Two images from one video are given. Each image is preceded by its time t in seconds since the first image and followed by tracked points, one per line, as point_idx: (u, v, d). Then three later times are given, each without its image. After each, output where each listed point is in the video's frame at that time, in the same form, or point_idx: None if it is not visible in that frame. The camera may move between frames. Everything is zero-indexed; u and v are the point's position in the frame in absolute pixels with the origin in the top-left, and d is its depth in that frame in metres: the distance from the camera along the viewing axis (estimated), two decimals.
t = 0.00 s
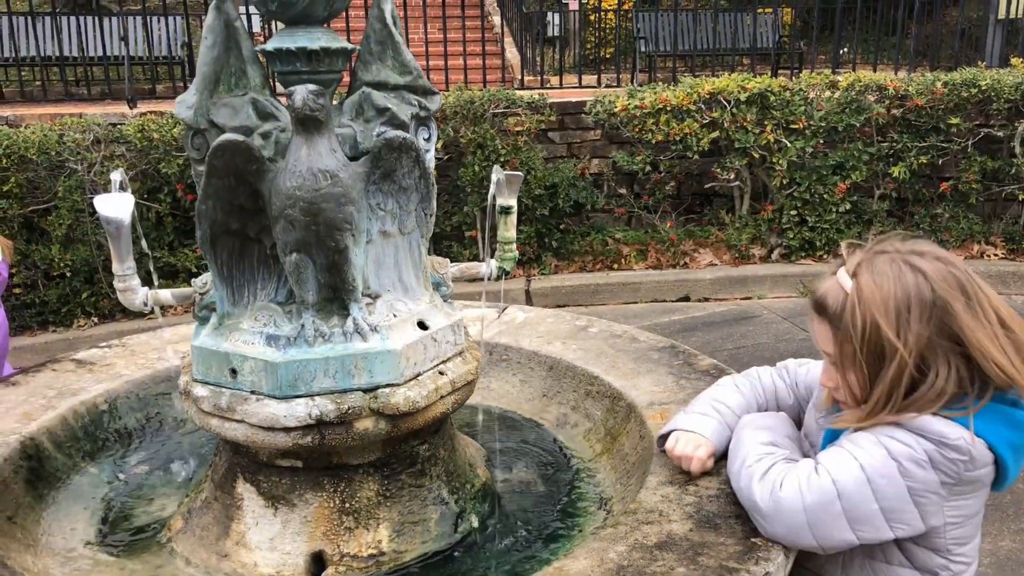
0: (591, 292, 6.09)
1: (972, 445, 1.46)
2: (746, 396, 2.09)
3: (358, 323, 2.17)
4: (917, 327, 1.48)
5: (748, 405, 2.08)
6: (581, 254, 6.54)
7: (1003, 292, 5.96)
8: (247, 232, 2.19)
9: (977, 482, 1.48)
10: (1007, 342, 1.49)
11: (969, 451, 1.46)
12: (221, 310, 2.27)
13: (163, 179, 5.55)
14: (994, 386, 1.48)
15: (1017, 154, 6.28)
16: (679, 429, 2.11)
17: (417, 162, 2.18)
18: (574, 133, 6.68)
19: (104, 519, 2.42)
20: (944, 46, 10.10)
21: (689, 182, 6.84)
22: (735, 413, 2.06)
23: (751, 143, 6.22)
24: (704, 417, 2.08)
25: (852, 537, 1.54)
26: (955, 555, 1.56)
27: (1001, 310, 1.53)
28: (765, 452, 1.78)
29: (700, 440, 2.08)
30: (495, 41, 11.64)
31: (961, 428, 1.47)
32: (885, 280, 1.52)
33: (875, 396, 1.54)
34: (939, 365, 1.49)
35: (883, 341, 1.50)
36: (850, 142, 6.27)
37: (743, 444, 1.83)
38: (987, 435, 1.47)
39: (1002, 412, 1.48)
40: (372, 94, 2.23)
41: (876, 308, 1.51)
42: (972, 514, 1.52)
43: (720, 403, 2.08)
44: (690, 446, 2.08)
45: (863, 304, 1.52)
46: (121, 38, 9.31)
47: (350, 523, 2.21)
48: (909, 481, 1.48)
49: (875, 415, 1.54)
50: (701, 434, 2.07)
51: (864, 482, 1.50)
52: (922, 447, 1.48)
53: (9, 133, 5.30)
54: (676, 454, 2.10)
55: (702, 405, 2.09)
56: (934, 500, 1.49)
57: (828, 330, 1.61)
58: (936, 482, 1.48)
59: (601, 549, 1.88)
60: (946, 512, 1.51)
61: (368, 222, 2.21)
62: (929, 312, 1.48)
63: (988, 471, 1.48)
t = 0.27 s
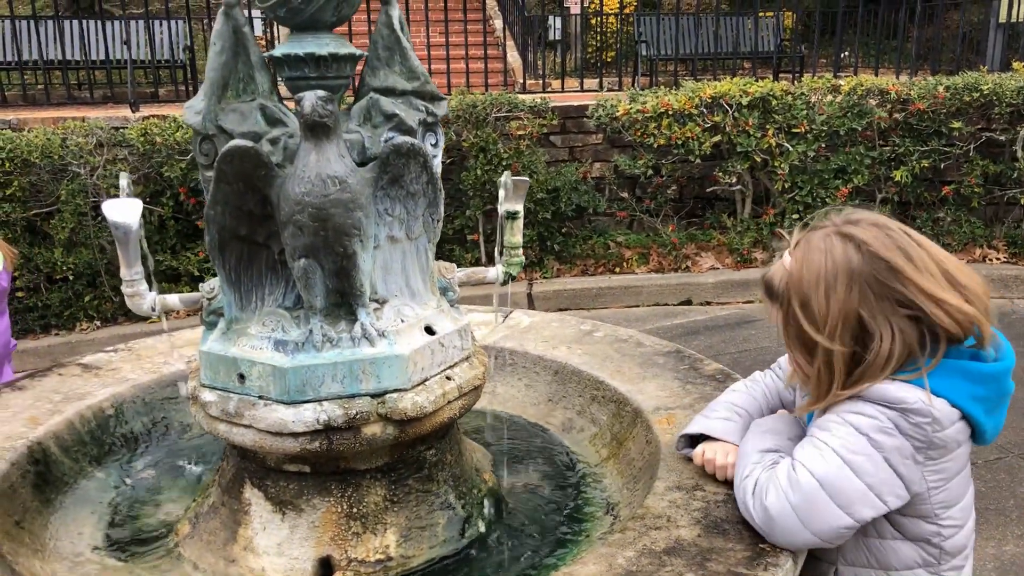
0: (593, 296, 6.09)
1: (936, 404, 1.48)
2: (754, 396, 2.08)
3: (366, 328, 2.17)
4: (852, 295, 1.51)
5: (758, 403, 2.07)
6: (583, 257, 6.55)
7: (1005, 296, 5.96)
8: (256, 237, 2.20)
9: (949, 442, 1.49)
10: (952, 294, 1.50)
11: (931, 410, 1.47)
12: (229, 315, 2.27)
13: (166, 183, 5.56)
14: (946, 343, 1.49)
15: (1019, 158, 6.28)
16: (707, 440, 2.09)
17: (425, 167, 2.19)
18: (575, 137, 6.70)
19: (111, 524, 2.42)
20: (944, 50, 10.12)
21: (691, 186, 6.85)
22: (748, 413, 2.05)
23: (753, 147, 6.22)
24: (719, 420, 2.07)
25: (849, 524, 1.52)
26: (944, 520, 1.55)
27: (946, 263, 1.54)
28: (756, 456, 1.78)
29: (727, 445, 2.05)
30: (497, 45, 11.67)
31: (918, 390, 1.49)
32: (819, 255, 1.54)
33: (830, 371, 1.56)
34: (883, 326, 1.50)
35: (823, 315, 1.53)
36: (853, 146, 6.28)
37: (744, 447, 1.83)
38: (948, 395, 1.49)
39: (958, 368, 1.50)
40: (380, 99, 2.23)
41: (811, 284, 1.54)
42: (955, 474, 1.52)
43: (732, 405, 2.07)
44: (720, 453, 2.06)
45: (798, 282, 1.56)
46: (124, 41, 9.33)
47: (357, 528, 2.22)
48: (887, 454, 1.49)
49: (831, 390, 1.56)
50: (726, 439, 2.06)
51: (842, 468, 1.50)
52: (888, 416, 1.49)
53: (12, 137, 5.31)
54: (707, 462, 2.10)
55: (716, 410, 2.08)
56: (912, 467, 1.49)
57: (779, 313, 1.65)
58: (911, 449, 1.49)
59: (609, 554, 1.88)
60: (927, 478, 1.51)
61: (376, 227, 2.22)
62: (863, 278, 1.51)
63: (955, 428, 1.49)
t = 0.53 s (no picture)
0: (596, 300, 6.08)
1: (916, 387, 1.52)
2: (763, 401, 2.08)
3: (376, 334, 2.17)
4: (813, 291, 1.57)
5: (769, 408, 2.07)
6: (585, 261, 6.55)
7: (1008, 300, 5.94)
8: (266, 243, 2.20)
9: (933, 421, 1.52)
10: (909, 271, 1.56)
11: (909, 391, 1.51)
12: (238, 321, 2.28)
13: (169, 187, 5.56)
14: (911, 321, 1.54)
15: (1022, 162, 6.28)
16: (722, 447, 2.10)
17: (435, 174, 2.19)
18: (578, 140, 6.70)
19: (119, 530, 2.42)
20: (945, 54, 10.13)
21: (694, 190, 6.85)
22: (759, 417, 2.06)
23: (756, 151, 6.22)
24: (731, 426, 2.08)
25: (857, 521, 1.52)
26: (945, 504, 1.57)
27: (901, 244, 1.60)
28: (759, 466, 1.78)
29: (740, 450, 2.06)
30: (498, 49, 11.69)
31: (892, 371, 1.53)
32: (775, 256, 1.61)
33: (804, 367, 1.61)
34: (848, 315, 1.55)
35: (788, 313, 1.59)
36: (855, 150, 6.28)
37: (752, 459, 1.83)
38: (923, 373, 1.53)
39: (929, 346, 1.54)
40: (390, 106, 2.24)
41: (772, 285, 1.61)
42: (948, 455, 1.55)
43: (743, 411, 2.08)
44: (734, 459, 2.07)
45: (761, 285, 1.62)
46: (126, 45, 9.34)
47: (366, 535, 2.22)
48: (878, 444, 1.51)
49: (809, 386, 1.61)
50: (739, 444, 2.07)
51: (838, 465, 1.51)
52: (869, 406, 1.53)
53: (15, 141, 5.32)
54: (723, 470, 2.10)
55: (727, 416, 2.09)
56: (903, 453, 1.52)
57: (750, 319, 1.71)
58: (899, 435, 1.52)
59: (620, 561, 1.88)
60: (920, 462, 1.53)
61: (385, 233, 2.23)
62: (822, 272, 1.57)
63: (937, 407, 1.53)
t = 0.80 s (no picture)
0: (599, 305, 6.09)
1: (848, 378, 1.49)
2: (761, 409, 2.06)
3: (386, 344, 2.18)
4: (724, 312, 1.53)
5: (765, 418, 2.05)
6: (588, 266, 6.55)
7: (1011, 306, 5.93)
8: (276, 253, 2.21)
9: (880, 401, 1.48)
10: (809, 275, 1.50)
11: (842, 380, 1.49)
12: (249, 330, 2.28)
13: (172, 192, 5.57)
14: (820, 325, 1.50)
15: None
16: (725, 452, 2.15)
17: (445, 184, 2.20)
18: (581, 146, 6.73)
19: (129, 538, 2.43)
20: (947, 59, 10.15)
21: (696, 195, 6.86)
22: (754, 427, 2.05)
23: (759, 156, 6.22)
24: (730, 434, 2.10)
25: (855, 529, 1.46)
26: (927, 478, 1.50)
27: (808, 244, 1.56)
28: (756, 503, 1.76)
29: (738, 458, 2.10)
30: (501, 55, 11.71)
31: (819, 364, 1.51)
32: (680, 277, 1.57)
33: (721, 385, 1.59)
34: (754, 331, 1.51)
35: (703, 336, 1.55)
36: (858, 155, 6.28)
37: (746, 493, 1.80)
38: (850, 359, 1.51)
39: (847, 329, 1.52)
40: (400, 116, 2.24)
41: (680, 308, 1.56)
42: (910, 428, 1.49)
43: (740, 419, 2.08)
44: (733, 465, 2.12)
45: (670, 308, 1.58)
46: (130, 50, 9.37)
47: (376, 544, 2.21)
48: (840, 441, 1.46)
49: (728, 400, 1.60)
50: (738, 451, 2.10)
51: (815, 481, 1.48)
52: (816, 409, 1.50)
53: (19, 147, 5.32)
54: (724, 475, 2.15)
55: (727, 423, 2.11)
56: (869, 442, 1.46)
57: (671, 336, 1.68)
58: (855, 426, 1.47)
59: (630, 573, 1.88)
60: (888, 445, 1.47)
61: (395, 243, 2.24)
62: (730, 290, 1.52)
63: (877, 386, 1.49)
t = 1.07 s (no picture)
0: (602, 310, 6.08)
1: (869, 389, 1.49)
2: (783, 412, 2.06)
3: (396, 349, 2.18)
4: (731, 320, 1.53)
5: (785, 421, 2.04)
6: (591, 271, 6.55)
7: (1016, 310, 5.92)
8: (286, 258, 2.21)
9: (901, 416, 1.48)
10: (817, 326, 1.49)
11: (862, 393, 1.48)
12: (259, 335, 2.29)
13: (175, 197, 5.57)
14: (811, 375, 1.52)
15: None
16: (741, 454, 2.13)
17: (455, 190, 2.21)
18: (583, 151, 6.77)
19: (137, 543, 2.42)
20: (949, 64, 10.15)
21: (699, 200, 6.86)
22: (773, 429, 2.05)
23: (762, 161, 6.22)
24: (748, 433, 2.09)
25: (864, 540, 1.45)
26: (942, 493, 1.49)
27: (823, 259, 1.56)
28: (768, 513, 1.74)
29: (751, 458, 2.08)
30: (503, 60, 11.73)
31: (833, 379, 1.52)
32: (698, 285, 1.57)
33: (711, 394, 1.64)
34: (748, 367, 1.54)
35: (708, 344, 1.57)
36: (861, 160, 6.28)
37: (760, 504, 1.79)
38: (870, 372, 1.51)
39: (866, 344, 1.52)
40: (410, 121, 2.25)
41: (691, 315, 1.58)
42: (928, 441, 1.48)
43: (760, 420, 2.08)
44: (745, 466, 2.09)
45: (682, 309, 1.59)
46: (133, 56, 9.39)
47: (385, 549, 2.21)
48: (858, 451, 1.46)
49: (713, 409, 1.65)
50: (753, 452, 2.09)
51: (828, 487, 1.47)
52: (834, 418, 1.50)
53: (23, 152, 5.33)
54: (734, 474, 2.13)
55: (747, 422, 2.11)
56: (887, 454, 1.46)
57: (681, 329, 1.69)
58: (873, 438, 1.47)
59: None
60: (907, 459, 1.47)
61: (405, 247, 2.24)
62: (735, 318, 1.53)
63: (899, 400, 1.49)
